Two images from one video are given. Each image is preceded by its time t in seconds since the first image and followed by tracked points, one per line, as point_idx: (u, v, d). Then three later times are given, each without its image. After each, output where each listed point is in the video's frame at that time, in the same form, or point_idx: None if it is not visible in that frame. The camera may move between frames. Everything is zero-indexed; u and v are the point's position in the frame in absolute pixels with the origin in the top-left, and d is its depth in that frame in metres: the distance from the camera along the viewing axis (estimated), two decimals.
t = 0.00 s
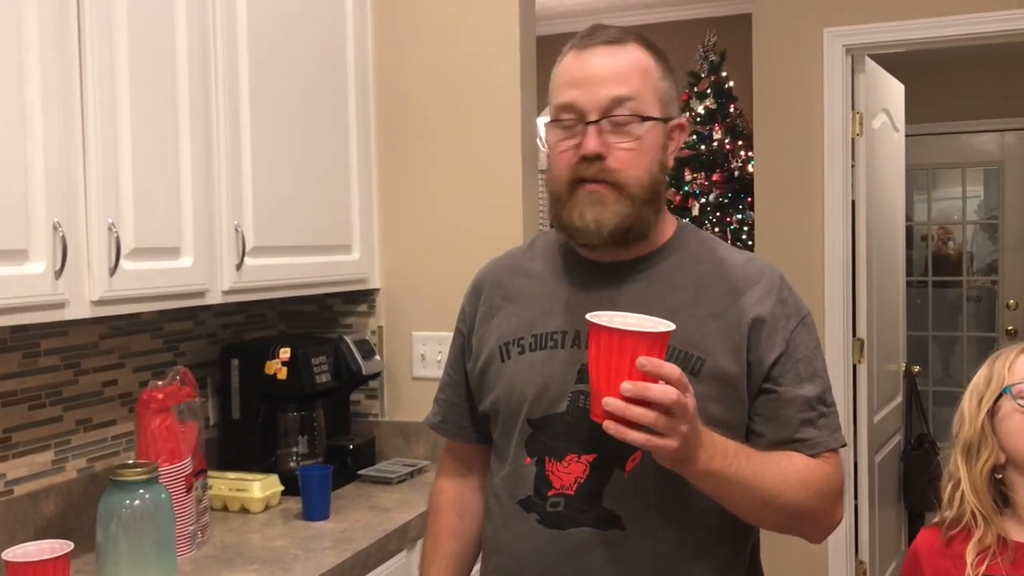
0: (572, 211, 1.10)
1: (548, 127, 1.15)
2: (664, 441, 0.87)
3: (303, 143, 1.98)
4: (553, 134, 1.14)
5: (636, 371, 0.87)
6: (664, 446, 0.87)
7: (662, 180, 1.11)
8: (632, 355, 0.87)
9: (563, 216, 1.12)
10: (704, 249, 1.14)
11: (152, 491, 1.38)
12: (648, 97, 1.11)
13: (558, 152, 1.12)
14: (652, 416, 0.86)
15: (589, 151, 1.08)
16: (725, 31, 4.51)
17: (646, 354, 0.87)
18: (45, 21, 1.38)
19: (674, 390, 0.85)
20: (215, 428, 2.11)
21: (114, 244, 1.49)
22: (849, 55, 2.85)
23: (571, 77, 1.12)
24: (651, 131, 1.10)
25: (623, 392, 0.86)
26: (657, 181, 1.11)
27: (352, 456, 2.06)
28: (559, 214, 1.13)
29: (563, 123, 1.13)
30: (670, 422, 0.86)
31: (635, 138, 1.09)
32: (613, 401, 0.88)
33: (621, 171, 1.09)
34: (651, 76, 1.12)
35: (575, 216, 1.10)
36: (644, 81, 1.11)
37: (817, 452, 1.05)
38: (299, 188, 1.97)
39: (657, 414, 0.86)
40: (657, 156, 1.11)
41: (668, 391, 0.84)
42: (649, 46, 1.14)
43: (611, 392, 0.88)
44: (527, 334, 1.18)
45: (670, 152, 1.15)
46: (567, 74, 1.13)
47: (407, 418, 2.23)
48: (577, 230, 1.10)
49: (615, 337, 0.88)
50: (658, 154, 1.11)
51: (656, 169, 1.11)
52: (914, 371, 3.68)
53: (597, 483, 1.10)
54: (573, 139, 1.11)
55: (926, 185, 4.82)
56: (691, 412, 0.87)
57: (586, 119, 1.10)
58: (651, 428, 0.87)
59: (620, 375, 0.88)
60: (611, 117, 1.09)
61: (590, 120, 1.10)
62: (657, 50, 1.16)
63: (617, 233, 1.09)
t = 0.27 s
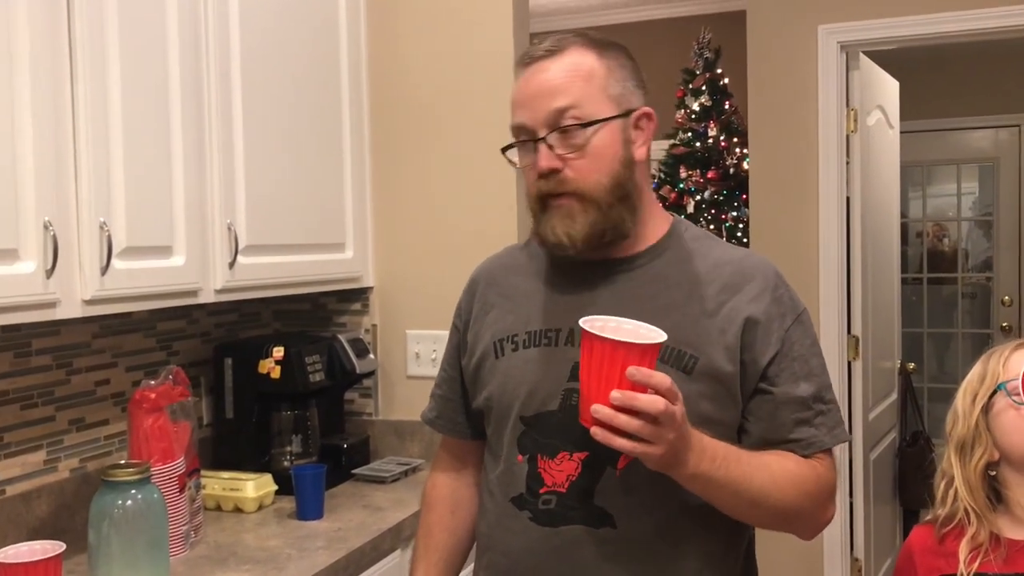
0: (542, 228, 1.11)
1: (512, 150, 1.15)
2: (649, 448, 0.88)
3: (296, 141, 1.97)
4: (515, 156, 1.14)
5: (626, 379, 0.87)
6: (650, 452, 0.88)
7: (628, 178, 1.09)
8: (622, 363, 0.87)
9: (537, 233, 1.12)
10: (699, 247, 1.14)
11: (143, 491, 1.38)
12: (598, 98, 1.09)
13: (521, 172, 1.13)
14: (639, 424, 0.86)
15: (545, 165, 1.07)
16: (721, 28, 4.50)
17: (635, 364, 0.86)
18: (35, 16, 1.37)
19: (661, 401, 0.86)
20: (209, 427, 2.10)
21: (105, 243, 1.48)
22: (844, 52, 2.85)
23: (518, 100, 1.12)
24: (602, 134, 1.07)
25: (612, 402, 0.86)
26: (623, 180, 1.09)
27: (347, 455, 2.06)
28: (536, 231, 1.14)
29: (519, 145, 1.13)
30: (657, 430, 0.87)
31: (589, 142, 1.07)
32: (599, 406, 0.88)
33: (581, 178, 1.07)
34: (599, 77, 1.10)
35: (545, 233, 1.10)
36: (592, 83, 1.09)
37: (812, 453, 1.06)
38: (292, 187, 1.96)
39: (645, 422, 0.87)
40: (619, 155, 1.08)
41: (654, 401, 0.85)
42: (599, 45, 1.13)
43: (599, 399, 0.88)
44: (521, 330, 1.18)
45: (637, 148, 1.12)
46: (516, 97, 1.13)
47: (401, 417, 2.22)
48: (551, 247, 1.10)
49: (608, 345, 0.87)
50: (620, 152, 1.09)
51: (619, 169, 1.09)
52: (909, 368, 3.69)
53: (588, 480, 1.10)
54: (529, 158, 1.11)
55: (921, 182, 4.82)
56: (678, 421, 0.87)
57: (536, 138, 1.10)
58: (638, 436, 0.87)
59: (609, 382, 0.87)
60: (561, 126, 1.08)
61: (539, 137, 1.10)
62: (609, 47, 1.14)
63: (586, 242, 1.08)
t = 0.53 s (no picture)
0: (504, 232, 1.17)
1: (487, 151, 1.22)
2: (636, 442, 0.88)
3: (290, 137, 1.97)
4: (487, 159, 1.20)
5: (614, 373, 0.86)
6: (636, 446, 0.88)
7: (573, 188, 1.11)
8: (610, 357, 0.86)
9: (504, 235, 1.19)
10: (689, 241, 1.14)
11: (138, 489, 1.37)
12: (537, 111, 1.12)
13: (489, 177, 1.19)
14: (625, 418, 0.86)
15: (489, 180, 1.13)
16: (715, 23, 4.50)
17: (624, 358, 0.85)
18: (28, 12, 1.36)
19: (648, 395, 0.85)
20: (204, 424, 2.10)
21: (99, 240, 1.48)
22: (839, 47, 2.85)
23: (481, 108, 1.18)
24: (542, 148, 1.10)
25: (600, 396, 0.85)
26: (564, 190, 1.11)
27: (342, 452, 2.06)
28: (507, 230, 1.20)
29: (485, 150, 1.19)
30: (644, 424, 0.87)
31: (525, 157, 1.11)
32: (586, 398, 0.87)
33: (521, 191, 1.12)
34: (540, 88, 1.12)
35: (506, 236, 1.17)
36: (533, 96, 1.12)
37: (806, 448, 1.05)
38: (287, 184, 1.96)
39: (631, 416, 0.86)
40: (563, 166, 1.11)
41: (641, 396, 0.85)
42: (549, 53, 1.14)
43: (586, 390, 0.88)
44: (510, 326, 1.18)
45: (589, 154, 1.12)
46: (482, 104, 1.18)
47: (397, 414, 2.22)
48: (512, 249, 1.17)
49: (598, 340, 0.86)
50: (564, 164, 1.11)
51: (560, 179, 1.11)
52: (905, 363, 3.69)
53: (572, 475, 1.09)
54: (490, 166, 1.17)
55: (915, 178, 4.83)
56: (666, 416, 0.87)
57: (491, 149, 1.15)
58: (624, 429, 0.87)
59: (597, 376, 0.86)
60: (504, 140, 1.12)
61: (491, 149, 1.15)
62: (563, 52, 1.14)
63: (534, 249, 1.13)
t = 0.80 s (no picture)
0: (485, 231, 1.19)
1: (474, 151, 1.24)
2: (608, 447, 0.88)
3: (285, 133, 1.96)
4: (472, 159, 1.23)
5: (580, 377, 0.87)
6: (608, 450, 0.88)
7: (543, 189, 1.12)
8: (576, 362, 0.87)
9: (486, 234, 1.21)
10: (672, 239, 1.13)
11: (133, 486, 1.37)
12: (506, 114, 1.13)
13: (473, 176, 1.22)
14: (593, 423, 0.87)
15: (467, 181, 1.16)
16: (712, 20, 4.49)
17: (589, 363, 0.86)
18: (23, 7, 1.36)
19: (615, 399, 0.86)
20: (200, 421, 2.10)
21: (94, 237, 1.48)
22: (835, 45, 2.85)
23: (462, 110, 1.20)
24: (512, 150, 1.12)
25: (567, 401, 0.86)
26: (535, 192, 1.11)
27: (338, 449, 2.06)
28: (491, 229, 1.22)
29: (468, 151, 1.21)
30: (614, 427, 0.87)
31: (497, 159, 1.13)
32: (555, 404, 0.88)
33: (495, 193, 1.14)
34: (509, 91, 1.14)
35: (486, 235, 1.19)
36: (502, 99, 1.13)
37: (790, 448, 1.05)
38: (283, 181, 1.95)
39: (599, 420, 0.87)
40: (533, 167, 1.12)
41: (608, 400, 0.85)
42: (520, 56, 1.15)
43: (555, 395, 0.89)
44: (497, 325, 1.19)
45: (561, 155, 1.13)
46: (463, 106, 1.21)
47: (392, 411, 2.22)
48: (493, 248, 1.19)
49: (565, 345, 0.87)
50: (534, 165, 1.12)
51: (531, 180, 1.12)
52: (901, 360, 3.70)
53: (551, 474, 1.11)
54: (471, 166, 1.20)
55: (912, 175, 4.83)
56: (636, 417, 0.87)
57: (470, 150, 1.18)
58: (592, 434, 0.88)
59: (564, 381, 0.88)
60: (478, 143, 1.15)
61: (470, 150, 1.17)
62: (533, 54, 1.15)
63: (509, 250, 1.15)
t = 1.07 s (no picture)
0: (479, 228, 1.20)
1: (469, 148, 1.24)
2: (595, 450, 0.88)
3: (286, 129, 1.96)
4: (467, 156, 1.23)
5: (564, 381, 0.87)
6: (595, 453, 0.88)
7: (535, 188, 1.12)
8: (561, 365, 0.87)
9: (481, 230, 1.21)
10: (665, 237, 1.13)
11: (133, 481, 1.37)
12: (497, 113, 1.13)
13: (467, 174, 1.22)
14: (578, 426, 0.87)
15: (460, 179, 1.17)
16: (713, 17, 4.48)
17: (573, 366, 0.86)
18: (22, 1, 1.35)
19: (599, 402, 0.86)
20: (201, 417, 2.10)
21: (95, 233, 1.48)
22: (836, 42, 2.85)
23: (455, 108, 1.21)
24: (503, 149, 1.12)
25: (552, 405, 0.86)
26: (525, 191, 1.12)
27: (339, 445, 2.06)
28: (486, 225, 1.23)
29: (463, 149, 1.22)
30: (599, 430, 0.87)
31: (488, 158, 1.13)
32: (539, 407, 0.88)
33: (486, 191, 1.14)
34: (500, 90, 1.14)
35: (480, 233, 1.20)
36: (492, 98, 1.14)
37: (782, 449, 1.05)
38: (284, 176, 1.95)
39: (583, 423, 0.87)
40: (525, 166, 1.12)
41: (592, 403, 0.85)
42: (511, 54, 1.15)
43: (539, 397, 0.89)
44: (491, 321, 1.20)
45: (552, 154, 1.13)
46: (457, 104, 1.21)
47: (393, 407, 2.22)
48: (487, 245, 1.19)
49: (550, 348, 0.87)
50: (525, 164, 1.12)
51: (522, 179, 1.12)
52: (901, 357, 3.70)
53: (539, 471, 1.12)
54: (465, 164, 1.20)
55: (913, 173, 4.82)
56: (622, 421, 0.87)
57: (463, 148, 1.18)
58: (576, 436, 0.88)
59: (548, 385, 0.88)
60: (470, 142, 1.15)
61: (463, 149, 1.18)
62: (524, 53, 1.15)
63: (501, 247, 1.15)
